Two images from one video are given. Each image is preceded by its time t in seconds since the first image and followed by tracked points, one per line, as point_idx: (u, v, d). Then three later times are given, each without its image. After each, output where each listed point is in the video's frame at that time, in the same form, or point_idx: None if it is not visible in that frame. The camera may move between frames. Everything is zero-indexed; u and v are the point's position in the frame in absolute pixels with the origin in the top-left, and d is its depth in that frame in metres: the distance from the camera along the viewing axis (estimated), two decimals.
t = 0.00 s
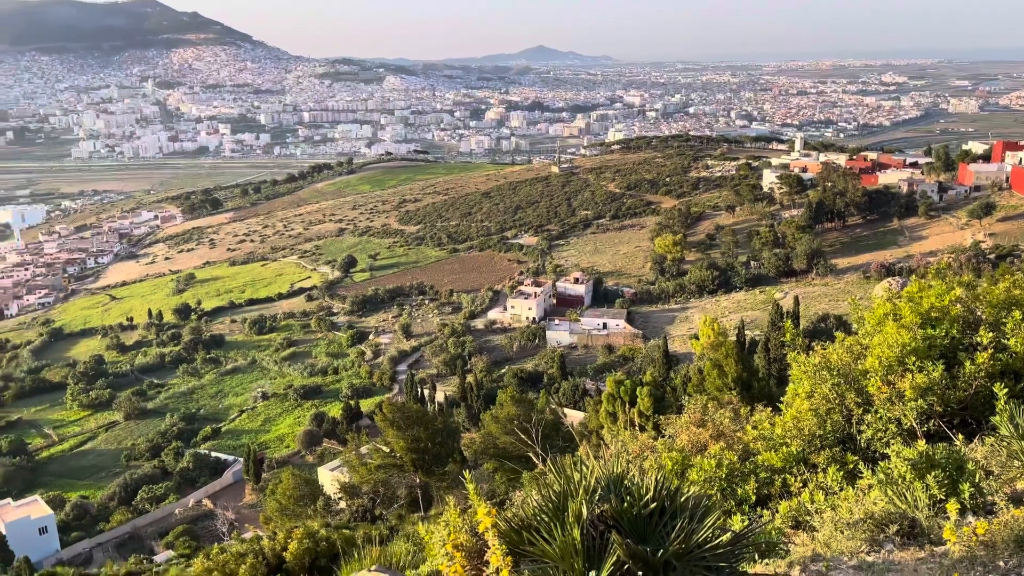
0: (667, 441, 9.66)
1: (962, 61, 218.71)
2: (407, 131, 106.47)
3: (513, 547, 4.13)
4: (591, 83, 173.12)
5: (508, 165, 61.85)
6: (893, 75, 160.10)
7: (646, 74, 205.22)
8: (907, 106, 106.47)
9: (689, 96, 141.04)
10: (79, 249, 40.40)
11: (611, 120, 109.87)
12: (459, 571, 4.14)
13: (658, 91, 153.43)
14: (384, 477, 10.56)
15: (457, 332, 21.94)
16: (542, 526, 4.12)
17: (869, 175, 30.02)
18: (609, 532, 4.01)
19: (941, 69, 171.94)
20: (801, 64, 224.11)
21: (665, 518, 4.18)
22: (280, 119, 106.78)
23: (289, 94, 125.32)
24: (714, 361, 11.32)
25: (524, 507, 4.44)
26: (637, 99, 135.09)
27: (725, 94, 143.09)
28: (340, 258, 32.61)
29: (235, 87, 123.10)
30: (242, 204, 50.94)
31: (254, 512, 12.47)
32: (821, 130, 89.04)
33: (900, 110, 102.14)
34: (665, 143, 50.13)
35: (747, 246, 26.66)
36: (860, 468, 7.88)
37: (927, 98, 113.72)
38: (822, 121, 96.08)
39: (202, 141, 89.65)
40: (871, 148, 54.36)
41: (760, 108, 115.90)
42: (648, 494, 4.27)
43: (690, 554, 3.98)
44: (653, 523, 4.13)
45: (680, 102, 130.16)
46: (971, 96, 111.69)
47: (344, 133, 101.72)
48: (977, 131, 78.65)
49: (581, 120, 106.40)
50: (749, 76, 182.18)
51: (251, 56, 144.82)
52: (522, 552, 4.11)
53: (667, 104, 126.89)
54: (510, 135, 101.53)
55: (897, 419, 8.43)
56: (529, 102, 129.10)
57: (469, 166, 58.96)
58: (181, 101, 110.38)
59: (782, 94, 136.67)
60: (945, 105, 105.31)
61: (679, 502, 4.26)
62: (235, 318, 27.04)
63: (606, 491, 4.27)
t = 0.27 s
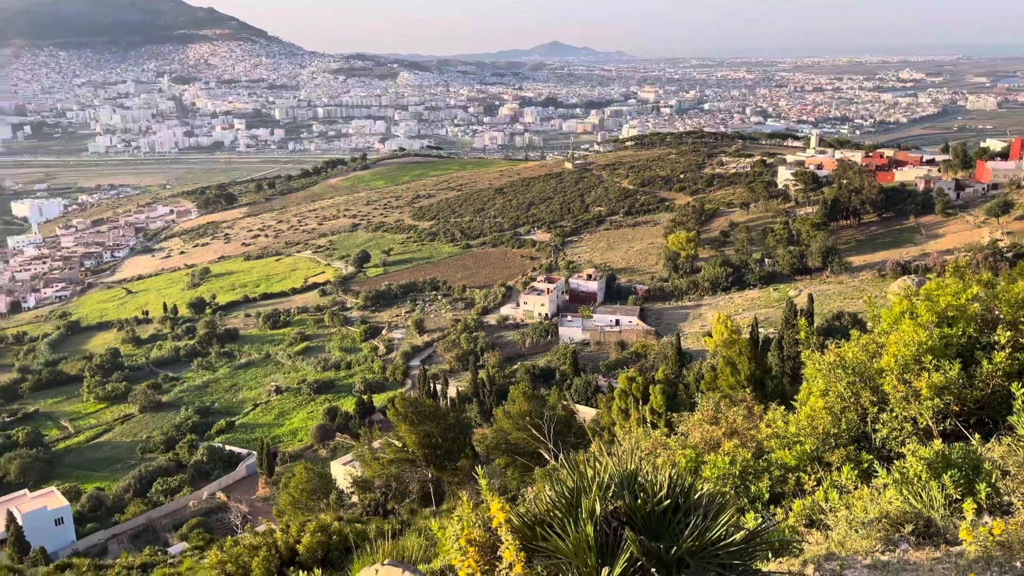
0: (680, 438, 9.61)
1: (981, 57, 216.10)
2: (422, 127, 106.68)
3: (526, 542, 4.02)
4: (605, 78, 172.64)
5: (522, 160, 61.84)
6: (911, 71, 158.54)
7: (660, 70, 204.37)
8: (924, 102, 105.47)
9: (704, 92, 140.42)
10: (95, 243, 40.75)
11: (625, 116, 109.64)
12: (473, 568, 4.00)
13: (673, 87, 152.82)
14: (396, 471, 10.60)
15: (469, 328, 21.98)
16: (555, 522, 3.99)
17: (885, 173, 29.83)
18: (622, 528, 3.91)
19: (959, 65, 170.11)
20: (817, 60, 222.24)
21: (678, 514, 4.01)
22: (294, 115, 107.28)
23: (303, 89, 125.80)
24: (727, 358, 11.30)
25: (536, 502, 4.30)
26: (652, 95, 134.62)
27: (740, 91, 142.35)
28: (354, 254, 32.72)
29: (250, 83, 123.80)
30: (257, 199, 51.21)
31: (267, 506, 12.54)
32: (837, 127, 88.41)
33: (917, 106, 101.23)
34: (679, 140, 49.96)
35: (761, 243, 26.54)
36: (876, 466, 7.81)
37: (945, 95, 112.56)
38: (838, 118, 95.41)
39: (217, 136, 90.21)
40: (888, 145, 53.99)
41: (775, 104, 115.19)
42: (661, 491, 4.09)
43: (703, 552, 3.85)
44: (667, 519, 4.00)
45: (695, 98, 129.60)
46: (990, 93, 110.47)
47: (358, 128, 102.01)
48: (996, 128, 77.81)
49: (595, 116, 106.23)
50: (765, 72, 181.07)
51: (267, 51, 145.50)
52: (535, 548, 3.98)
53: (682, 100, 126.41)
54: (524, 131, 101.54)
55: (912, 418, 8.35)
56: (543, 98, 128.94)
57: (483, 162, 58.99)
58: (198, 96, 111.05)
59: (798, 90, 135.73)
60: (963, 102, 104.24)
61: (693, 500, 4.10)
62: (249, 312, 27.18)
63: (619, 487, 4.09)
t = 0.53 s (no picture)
0: (694, 436, 9.59)
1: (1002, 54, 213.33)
2: (437, 123, 106.91)
3: (541, 539, 3.97)
4: (621, 75, 172.11)
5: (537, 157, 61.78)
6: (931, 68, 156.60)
7: (677, 66, 203.43)
8: (943, 100, 104.32)
9: (720, 89, 139.76)
10: (114, 237, 41.16)
11: (641, 113, 109.38)
12: (488, 564, 3.97)
13: (690, 84, 152.19)
14: (410, 467, 10.64)
15: (483, 324, 22.02)
16: (571, 519, 3.95)
17: (903, 170, 29.62)
18: (638, 527, 3.88)
19: (980, 62, 167.99)
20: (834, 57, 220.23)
21: (695, 512, 3.99)
22: (310, 111, 107.85)
23: (320, 85, 126.46)
24: (742, 356, 11.28)
25: (550, 498, 4.26)
26: (667, 92, 134.23)
27: (757, 88, 141.51)
28: (369, 249, 32.83)
29: (267, 79, 124.58)
30: (273, 194, 51.50)
31: (282, 499, 12.64)
32: (855, 124, 87.66)
33: (936, 104, 100.15)
34: (694, 137, 49.77)
35: (777, 241, 26.41)
36: (893, 467, 7.72)
37: (966, 92, 111.19)
38: (856, 116, 94.66)
39: (234, 132, 90.83)
40: (907, 143, 53.53)
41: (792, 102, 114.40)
42: (676, 488, 4.09)
43: (719, 550, 3.82)
44: (683, 518, 3.94)
45: (711, 95, 128.96)
46: (1011, 91, 109.06)
47: (374, 124, 102.34)
48: (1019, 126, 76.82)
49: (611, 113, 106.02)
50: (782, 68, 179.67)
51: (284, 47, 146.25)
52: (550, 543, 3.95)
53: (698, 97, 125.88)
54: (540, 128, 101.52)
55: (931, 417, 8.26)
56: (558, 94, 128.80)
57: (498, 158, 58.99)
58: (215, 92, 112.00)
59: (817, 87, 134.59)
60: (984, 99, 102.97)
61: (709, 497, 4.08)
62: (265, 307, 27.34)
63: (634, 484, 4.08)
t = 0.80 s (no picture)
0: (709, 435, 9.55)
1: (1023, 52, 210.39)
2: (454, 120, 107.00)
3: (557, 536, 3.92)
4: (639, 72, 171.52)
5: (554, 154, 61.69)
6: (951, 65, 154.89)
7: (693, 64, 202.45)
8: (964, 98, 103.10)
9: (738, 87, 138.90)
10: (133, 233, 41.55)
11: (657, 111, 109.06)
12: (503, 561, 3.93)
13: (708, 82, 151.55)
14: (425, 463, 10.67)
15: (499, 322, 22.07)
16: (585, 516, 3.90)
17: (923, 169, 29.41)
18: (653, 525, 3.82)
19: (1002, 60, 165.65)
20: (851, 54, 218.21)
21: (711, 512, 3.94)
22: (328, 108, 108.32)
23: (338, 83, 126.92)
24: (759, 355, 11.26)
25: (565, 496, 4.21)
26: (684, 89, 133.62)
27: (775, 85, 140.56)
28: (385, 246, 32.95)
29: (285, 76, 125.24)
30: (290, 191, 51.80)
31: (297, 494, 12.72)
32: (874, 122, 86.84)
33: (957, 102, 99.03)
34: (712, 134, 49.54)
35: (794, 240, 26.28)
36: (912, 468, 7.64)
37: (988, 91, 109.79)
38: (875, 114, 93.83)
39: (252, 129, 91.37)
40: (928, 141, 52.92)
41: (810, 100, 113.51)
42: (693, 488, 4.03)
43: (736, 550, 3.77)
44: (699, 517, 3.90)
45: (728, 93, 128.21)
46: None
47: (391, 121, 102.66)
48: None
49: (628, 110, 105.73)
50: (801, 66, 178.26)
51: (300, 44, 147.02)
52: (565, 541, 3.90)
53: (716, 94, 125.30)
54: (556, 125, 101.47)
55: (950, 418, 8.16)
56: (574, 92, 128.56)
57: (515, 155, 58.96)
58: (233, 89, 112.83)
59: (836, 85, 133.45)
60: (1006, 98, 101.69)
61: (725, 497, 4.02)
62: (282, 303, 27.52)
63: (651, 483, 4.04)
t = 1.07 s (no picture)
0: (727, 436, 9.48)
1: None
2: (471, 119, 107.03)
3: (573, 536, 3.82)
4: (658, 70, 170.84)
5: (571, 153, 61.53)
6: (974, 64, 152.87)
7: (712, 62, 201.34)
8: (988, 97, 101.76)
9: (757, 85, 137.96)
10: (154, 230, 41.94)
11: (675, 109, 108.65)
12: (519, 560, 3.78)
13: (727, 80, 150.67)
14: (440, 461, 10.69)
15: (515, 320, 22.09)
16: (602, 516, 3.81)
17: (946, 169, 29.14)
18: (671, 526, 3.73)
19: None
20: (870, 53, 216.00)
21: (728, 513, 3.84)
22: (346, 107, 108.78)
23: (356, 80, 127.38)
24: (777, 357, 11.20)
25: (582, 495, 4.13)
26: (703, 88, 132.92)
27: (795, 84, 139.52)
28: (402, 244, 33.04)
29: (304, 74, 125.85)
30: (308, 189, 52.05)
31: (314, 491, 12.80)
32: (895, 121, 85.94)
33: (980, 101, 97.77)
34: (730, 133, 49.28)
35: (813, 240, 26.10)
36: (933, 470, 7.51)
37: (1012, 90, 108.24)
38: (897, 113, 92.88)
39: (271, 127, 91.84)
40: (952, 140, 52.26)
41: (830, 98, 112.49)
42: (711, 488, 3.94)
43: (753, 552, 3.68)
44: (717, 518, 3.80)
45: (747, 91, 127.38)
46: None
47: (408, 120, 102.93)
48: None
49: (645, 109, 105.37)
50: (820, 65, 176.76)
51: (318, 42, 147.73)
52: (582, 541, 3.81)
53: (735, 93, 124.61)
54: (573, 124, 101.30)
55: (972, 421, 8.01)
56: (591, 90, 128.23)
57: (532, 154, 58.89)
58: (252, 87, 113.61)
59: (857, 84, 132.24)
60: None
61: (744, 498, 3.93)
62: (299, 300, 27.67)
63: (668, 484, 3.94)
